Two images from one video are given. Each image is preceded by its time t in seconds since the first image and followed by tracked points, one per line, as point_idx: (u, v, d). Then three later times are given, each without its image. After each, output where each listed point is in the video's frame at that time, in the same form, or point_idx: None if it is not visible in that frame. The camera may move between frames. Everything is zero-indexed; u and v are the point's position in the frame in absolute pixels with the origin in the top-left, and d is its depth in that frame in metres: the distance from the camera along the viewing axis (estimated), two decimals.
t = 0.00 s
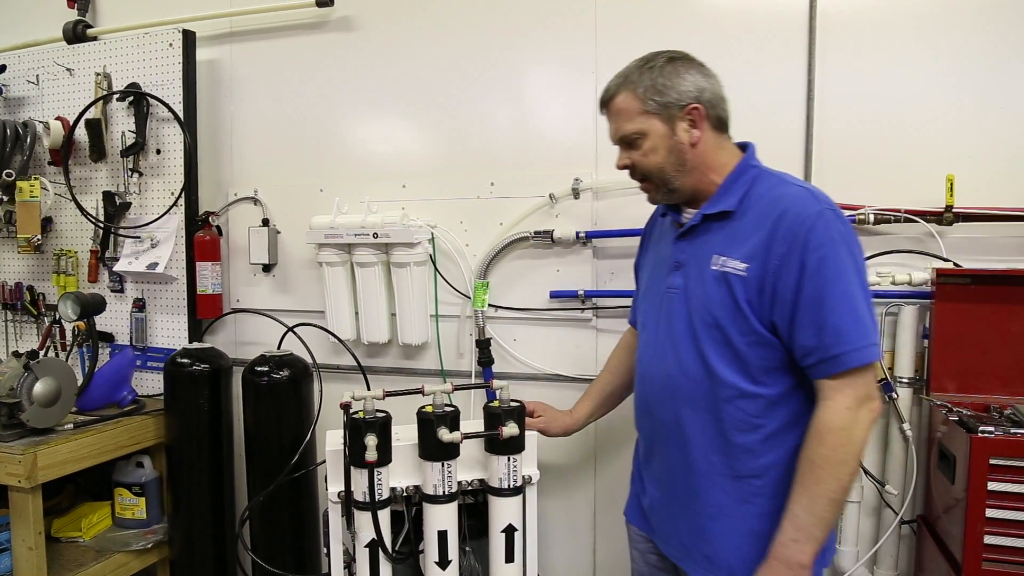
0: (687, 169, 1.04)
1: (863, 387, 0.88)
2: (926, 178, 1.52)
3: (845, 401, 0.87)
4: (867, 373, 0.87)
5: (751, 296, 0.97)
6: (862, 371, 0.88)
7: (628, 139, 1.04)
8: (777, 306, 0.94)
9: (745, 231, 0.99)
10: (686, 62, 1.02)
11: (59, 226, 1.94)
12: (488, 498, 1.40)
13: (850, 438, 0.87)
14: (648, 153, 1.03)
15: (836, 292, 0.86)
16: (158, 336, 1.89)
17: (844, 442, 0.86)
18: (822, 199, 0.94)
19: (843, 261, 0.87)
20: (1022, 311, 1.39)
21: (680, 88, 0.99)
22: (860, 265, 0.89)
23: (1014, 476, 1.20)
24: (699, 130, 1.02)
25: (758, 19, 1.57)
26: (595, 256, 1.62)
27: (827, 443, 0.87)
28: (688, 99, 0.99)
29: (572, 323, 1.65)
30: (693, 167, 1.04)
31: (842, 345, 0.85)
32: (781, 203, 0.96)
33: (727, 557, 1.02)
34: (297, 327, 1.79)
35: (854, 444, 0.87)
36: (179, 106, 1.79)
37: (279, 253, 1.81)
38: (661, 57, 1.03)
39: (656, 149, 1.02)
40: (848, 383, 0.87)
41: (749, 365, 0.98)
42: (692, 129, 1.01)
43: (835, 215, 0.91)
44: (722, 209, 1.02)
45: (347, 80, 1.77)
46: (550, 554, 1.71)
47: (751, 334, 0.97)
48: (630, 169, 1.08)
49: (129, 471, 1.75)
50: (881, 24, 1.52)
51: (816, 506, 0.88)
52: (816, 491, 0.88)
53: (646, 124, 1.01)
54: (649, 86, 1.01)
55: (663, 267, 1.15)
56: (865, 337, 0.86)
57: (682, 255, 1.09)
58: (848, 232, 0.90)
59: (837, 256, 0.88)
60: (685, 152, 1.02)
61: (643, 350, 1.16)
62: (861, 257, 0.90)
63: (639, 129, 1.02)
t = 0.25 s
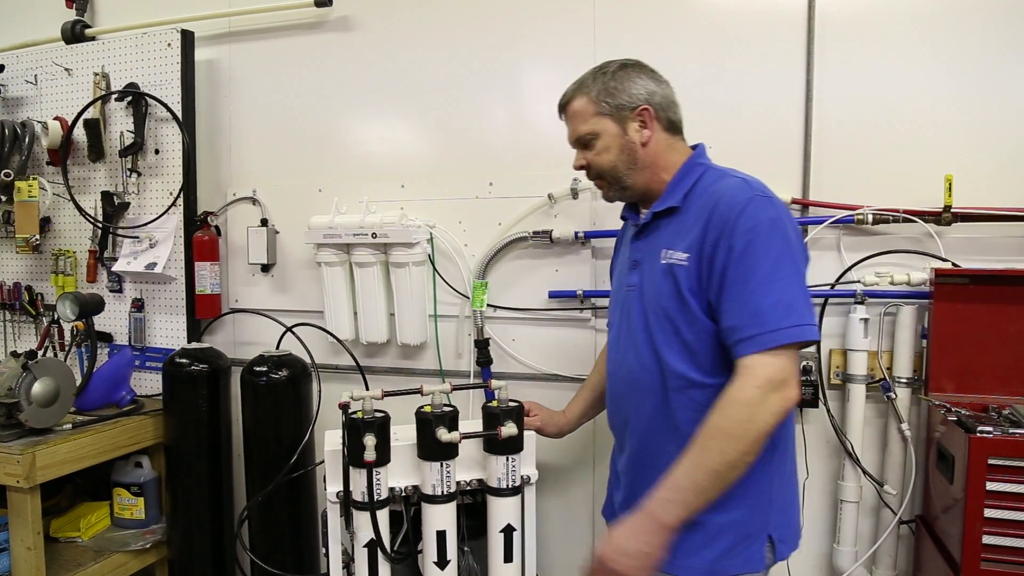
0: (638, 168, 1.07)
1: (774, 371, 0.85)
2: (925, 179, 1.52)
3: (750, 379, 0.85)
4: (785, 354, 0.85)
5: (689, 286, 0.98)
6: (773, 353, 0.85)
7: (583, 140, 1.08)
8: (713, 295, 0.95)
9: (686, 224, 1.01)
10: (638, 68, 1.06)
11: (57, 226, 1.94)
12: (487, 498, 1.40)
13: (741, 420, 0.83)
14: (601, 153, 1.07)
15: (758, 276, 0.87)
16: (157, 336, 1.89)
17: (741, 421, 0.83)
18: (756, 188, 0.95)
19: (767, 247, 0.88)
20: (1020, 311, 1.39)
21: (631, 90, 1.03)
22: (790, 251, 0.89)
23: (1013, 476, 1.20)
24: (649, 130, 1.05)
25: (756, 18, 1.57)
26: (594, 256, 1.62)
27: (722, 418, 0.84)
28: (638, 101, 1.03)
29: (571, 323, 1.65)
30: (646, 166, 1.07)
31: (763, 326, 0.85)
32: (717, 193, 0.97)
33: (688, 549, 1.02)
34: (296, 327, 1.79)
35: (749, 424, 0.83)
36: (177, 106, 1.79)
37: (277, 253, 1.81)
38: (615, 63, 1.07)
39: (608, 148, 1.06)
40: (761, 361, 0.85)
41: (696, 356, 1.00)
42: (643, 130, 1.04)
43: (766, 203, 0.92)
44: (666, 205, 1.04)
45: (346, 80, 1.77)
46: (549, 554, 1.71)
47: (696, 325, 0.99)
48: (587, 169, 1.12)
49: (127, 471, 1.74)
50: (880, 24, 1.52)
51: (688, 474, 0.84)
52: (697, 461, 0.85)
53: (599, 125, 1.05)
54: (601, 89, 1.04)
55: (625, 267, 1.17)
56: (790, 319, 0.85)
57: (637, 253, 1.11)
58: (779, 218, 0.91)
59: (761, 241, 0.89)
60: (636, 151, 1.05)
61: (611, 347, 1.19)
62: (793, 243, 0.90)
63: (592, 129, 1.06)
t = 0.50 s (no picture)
0: (597, 169, 1.01)
1: (621, 356, 0.78)
2: (924, 178, 1.52)
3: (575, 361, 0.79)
4: (637, 346, 0.79)
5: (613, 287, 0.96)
6: (621, 339, 0.79)
7: (546, 139, 1.02)
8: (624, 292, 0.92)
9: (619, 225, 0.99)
10: (602, 66, 1.00)
11: (56, 226, 1.94)
12: (486, 498, 1.40)
13: (557, 393, 0.78)
14: (562, 153, 1.01)
15: (633, 272, 0.83)
16: (156, 336, 1.89)
17: (550, 393, 0.79)
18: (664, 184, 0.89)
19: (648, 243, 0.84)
20: (1020, 311, 1.39)
21: (592, 89, 0.97)
22: (671, 249, 0.83)
23: (1013, 476, 1.20)
24: (611, 130, 0.99)
25: (755, 18, 1.57)
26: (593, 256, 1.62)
27: (540, 387, 0.80)
28: (600, 100, 0.97)
29: (571, 323, 1.65)
30: (607, 168, 1.02)
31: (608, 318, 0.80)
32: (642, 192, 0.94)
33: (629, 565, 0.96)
34: (295, 327, 1.79)
35: (561, 399, 0.78)
36: (176, 106, 1.79)
37: (276, 253, 1.81)
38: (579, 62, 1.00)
39: (569, 148, 1.00)
40: (604, 348, 0.79)
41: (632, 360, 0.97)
42: (604, 130, 0.99)
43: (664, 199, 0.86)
44: (609, 208, 1.03)
45: (344, 80, 1.77)
46: (548, 554, 1.71)
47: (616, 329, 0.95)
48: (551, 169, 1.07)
49: (127, 471, 1.74)
50: (878, 24, 1.52)
51: (491, 427, 0.82)
52: (502, 421, 0.82)
53: (561, 124, 0.99)
54: (565, 86, 0.98)
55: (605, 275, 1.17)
56: (647, 315, 0.79)
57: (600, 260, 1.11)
58: (677, 214, 0.85)
59: (646, 238, 0.84)
60: (597, 151, 1.00)
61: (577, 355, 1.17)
62: (687, 238, 0.84)
63: (554, 128, 1.00)
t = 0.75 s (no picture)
0: (539, 172, 0.99)
1: (457, 374, 0.82)
2: (925, 178, 1.52)
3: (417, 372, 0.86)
4: (469, 360, 0.82)
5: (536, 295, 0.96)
6: (460, 354, 0.83)
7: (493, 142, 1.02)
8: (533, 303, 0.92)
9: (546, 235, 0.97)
10: (549, 64, 0.97)
11: (56, 225, 1.94)
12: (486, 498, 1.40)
13: (394, 400, 0.88)
14: (505, 155, 1.00)
15: (492, 289, 0.85)
16: (155, 336, 1.89)
17: (390, 400, 0.88)
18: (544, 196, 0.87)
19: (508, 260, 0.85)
20: (1019, 310, 1.39)
21: (533, 90, 0.95)
22: (534, 264, 0.82)
23: (1013, 476, 1.20)
24: (552, 131, 0.96)
25: (754, 18, 1.57)
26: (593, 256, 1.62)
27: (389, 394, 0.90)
28: (538, 101, 0.94)
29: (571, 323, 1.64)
30: (550, 170, 0.99)
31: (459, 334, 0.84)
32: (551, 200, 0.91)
33: None
34: (295, 327, 1.79)
35: (398, 407, 0.87)
36: (176, 106, 1.79)
37: (276, 253, 1.80)
38: (527, 60, 0.98)
39: (511, 151, 0.99)
40: (444, 360, 0.84)
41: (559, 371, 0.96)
42: (543, 132, 0.96)
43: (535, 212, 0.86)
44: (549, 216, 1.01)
45: (344, 79, 1.77)
46: (547, 553, 1.71)
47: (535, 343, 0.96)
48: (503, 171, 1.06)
49: (126, 471, 1.74)
50: (878, 24, 1.52)
51: (361, 416, 0.93)
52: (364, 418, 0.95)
53: (502, 126, 0.98)
54: (506, 88, 0.97)
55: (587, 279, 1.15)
56: (491, 330, 0.81)
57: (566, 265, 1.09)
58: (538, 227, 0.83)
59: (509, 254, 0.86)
60: (536, 154, 0.98)
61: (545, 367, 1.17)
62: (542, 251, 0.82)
63: (497, 131, 0.99)
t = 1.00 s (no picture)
0: (481, 183, 1.07)
1: (385, 406, 0.91)
2: (925, 178, 1.52)
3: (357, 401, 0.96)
4: (389, 392, 0.90)
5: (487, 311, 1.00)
6: (387, 385, 0.91)
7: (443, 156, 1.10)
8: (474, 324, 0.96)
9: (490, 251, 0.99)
10: (480, 75, 1.01)
11: (56, 225, 1.94)
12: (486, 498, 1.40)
13: (343, 427, 0.99)
14: (451, 170, 1.09)
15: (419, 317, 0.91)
16: (155, 336, 1.89)
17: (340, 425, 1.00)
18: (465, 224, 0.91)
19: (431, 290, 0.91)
20: (1019, 310, 1.39)
21: (464, 106, 1.01)
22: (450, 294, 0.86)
23: (1016, 476, 1.20)
24: (484, 144, 1.02)
25: (755, 18, 1.57)
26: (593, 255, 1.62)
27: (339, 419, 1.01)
28: (468, 117, 1.00)
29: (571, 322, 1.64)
30: (490, 179, 1.06)
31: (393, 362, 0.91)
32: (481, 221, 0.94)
33: None
34: (295, 327, 1.79)
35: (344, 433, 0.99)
36: (176, 105, 1.79)
37: (276, 252, 1.81)
38: (462, 73, 1.03)
39: (455, 166, 1.07)
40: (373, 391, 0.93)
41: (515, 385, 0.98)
42: (479, 146, 1.03)
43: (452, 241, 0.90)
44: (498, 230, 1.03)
45: (344, 79, 1.77)
46: (547, 553, 1.71)
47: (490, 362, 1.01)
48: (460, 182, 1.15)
49: (127, 470, 1.74)
50: (878, 23, 1.52)
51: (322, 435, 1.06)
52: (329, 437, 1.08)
53: (443, 142, 1.06)
54: (442, 104, 1.03)
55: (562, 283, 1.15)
56: (416, 359, 0.88)
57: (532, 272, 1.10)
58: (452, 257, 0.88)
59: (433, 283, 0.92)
60: (475, 167, 1.05)
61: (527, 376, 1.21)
62: (454, 281, 0.86)
63: (441, 147, 1.07)
